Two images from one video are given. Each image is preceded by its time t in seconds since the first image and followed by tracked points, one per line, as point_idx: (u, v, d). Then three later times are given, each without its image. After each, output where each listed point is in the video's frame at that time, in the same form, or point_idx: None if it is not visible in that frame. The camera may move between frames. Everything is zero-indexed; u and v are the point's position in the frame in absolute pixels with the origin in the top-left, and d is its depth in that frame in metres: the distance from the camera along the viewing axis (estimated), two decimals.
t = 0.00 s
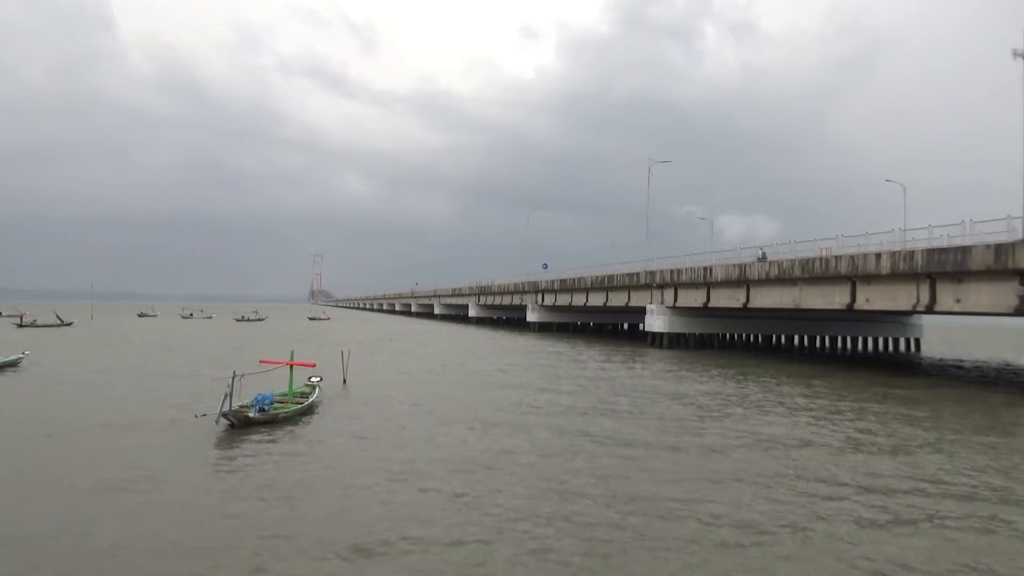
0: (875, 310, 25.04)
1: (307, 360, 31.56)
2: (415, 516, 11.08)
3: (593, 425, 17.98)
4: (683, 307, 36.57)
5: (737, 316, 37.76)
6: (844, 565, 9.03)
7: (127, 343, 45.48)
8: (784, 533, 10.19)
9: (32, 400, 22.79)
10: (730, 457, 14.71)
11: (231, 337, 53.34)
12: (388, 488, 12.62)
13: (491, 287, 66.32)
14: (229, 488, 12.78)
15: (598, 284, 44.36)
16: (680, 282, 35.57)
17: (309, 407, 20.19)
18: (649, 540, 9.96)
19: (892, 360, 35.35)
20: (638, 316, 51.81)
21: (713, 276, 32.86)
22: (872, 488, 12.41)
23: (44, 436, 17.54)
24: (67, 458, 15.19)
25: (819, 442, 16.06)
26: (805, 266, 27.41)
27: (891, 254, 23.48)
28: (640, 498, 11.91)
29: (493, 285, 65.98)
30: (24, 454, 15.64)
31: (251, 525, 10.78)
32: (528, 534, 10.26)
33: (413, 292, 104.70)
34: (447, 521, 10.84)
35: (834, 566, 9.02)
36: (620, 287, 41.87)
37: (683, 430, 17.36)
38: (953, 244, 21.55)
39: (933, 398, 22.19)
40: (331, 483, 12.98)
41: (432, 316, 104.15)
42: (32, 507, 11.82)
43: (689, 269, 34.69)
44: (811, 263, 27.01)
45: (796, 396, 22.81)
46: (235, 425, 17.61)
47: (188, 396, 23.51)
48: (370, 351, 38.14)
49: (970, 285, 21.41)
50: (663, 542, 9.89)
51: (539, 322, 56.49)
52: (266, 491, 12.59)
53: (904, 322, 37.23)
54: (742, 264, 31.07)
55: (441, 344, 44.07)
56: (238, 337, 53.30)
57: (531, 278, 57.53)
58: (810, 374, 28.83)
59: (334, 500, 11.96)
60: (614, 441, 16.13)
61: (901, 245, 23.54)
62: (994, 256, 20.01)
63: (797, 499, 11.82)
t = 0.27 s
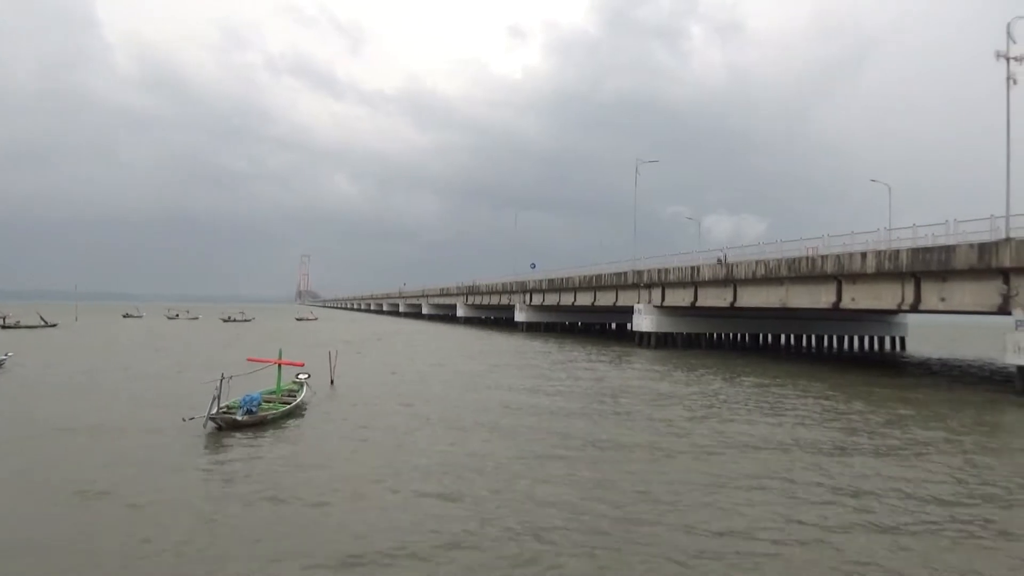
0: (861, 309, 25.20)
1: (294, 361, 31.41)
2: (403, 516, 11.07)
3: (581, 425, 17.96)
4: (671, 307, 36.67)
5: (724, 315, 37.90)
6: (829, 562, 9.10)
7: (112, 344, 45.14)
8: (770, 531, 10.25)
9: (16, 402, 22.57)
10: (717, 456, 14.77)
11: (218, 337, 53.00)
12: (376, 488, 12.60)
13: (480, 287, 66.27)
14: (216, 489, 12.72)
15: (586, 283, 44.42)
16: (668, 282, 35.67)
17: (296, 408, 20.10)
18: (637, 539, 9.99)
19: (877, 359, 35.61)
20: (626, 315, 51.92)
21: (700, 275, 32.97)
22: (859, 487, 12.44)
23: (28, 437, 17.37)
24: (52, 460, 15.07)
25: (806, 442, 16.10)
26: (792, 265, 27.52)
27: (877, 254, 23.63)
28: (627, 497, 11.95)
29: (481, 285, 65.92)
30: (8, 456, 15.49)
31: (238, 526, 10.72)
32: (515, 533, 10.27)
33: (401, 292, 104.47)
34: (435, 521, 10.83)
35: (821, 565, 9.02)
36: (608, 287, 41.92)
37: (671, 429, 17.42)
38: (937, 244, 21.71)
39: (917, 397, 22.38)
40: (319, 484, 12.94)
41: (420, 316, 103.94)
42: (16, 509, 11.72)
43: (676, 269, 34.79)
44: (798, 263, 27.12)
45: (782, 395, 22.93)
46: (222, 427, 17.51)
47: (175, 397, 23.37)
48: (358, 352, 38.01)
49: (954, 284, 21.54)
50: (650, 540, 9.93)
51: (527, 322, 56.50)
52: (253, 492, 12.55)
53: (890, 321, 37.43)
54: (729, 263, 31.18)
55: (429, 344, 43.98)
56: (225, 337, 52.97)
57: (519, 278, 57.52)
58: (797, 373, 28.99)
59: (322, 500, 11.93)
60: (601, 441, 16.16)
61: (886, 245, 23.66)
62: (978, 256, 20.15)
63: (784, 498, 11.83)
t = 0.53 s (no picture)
0: (849, 308, 25.34)
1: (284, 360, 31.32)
2: (394, 515, 11.07)
3: (571, 423, 18.00)
4: (661, 305, 36.77)
5: (714, 314, 38.04)
6: (817, 560, 9.17)
7: (101, 344, 44.88)
8: (759, 528, 10.32)
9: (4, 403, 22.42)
10: (707, 454, 14.84)
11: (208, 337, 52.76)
12: (367, 487, 12.59)
13: (470, 286, 66.25)
14: (206, 490, 12.69)
15: (577, 282, 44.48)
16: (658, 281, 35.77)
17: (287, 407, 20.05)
18: (628, 537, 10.04)
19: (866, 357, 35.84)
20: (616, 314, 52.02)
21: (690, 274, 33.07)
22: (848, 485, 12.53)
23: (17, 439, 17.25)
24: (40, 461, 14.98)
25: (795, 440, 16.19)
26: (781, 264, 27.65)
27: (865, 253, 23.77)
28: (618, 495, 11.99)
29: (472, 284, 65.90)
30: None
31: (229, 526, 10.70)
32: (506, 532, 10.29)
33: (391, 291, 104.32)
34: (426, 520, 10.84)
35: (812, 563, 9.08)
36: (598, 286, 41.99)
37: (661, 427, 17.49)
38: (924, 243, 21.86)
39: (905, 394, 22.53)
40: (310, 483, 12.93)
41: (411, 315, 103.81)
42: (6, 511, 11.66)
43: (666, 268, 34.89)
44: (787, 262, 27.27)
45: (772, 393, 23.05)
46: (214, 428, 17.45)
47: (164, 398, 23.26)
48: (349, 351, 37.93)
49: (941, 282, 21.69)
50: (641, 538, 9.98)
51: (518, 321, 56.53)
52: (244, 492, 12.52)
53: (878, 320, 37.68)
54: (719, 263, 31.29)
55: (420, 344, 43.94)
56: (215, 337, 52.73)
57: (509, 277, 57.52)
58: (786, 371, 29.14)
59: (313, 500, 11.92)
60: (592, 439, 16.20)
61: (875, 244, 23.81)
62: (965, 255, 20.30)
63: (773, 496, 11.90)
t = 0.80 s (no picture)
0: (835, 308, 25.50)
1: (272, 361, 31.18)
2: (382, 515, 11.05)
3: (559, 423, 18.00)
4: (649, 305, 36.87)
5: (702, 313, 38.17)
6: (804, 557, 9.22)
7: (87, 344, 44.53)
8: (746, 527, 10.37)
9: None
10: (695, 454, 14.89)
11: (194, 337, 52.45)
12: (355, 487, 12.56)
13: (459, 286, 66.21)
14: (193, 490, 12.62)
15: (565, 282, 44.53)
16: (646, 281, 35.88)
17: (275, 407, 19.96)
18: (615, 536, 10.06)
19: (852, 356, 36.07)
20: (604, 314, 52.12)
21: (678, 274, 33.17)
22: (835, 484, 12.58)
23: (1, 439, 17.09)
24: (25, 462, 14.85)
25: (782, 439, 16.25)
26: (768, 264, 27.80)
27: (851, 252, 23.93)
28: (605, 495, 12.01)
29: (460, 284, 65.86)
30: None
31: (216, 526, 10.65)
32: (494, 532, 10.28)
33: (380, 291, 104.12)
34: (414, 520, 10.82)
35: (801, 562, 9.09)
36: (587, 286, 42.06)
37: (649, 427, 17.54)
38: (909, 243, 22.03)
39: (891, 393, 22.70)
40: (297, 483, 12.88)
41: (399, 315, 103.62)
42: None
43: (654, 267, 34.99)
44: (774, 262, 27.40)
45: (759, 393, 23.17)
46: (201, 428, 17.34)
47: (150, 398, 23.11)
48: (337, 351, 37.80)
49: (926, 282, 21.86)
50: (628, 537, 10.00)
51: (507, 320, 56.54)
52: (231, 492, 12.46)
53: (864, 319, 37.95)
54: (707, 262, 31.40)
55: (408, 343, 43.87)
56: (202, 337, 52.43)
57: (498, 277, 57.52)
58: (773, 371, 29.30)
59: (301, 500, 11.88)
60: (580, 439, 16.22)
61: (861, 244, 23.96)
62: (950, 254, 20.47)
63: (760, 495, 11.96)
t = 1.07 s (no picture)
0: (822, 307, 25.61)
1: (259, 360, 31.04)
2: (369, 514, 11.02)
3: (547, 423, 18.00)
4: (637, 305, 36.94)
5: (690, 313, 38.27)
6: (790, 555, 9.28)
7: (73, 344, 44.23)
8: (734, 527, 10.39)
9: None
10: (682, 453, 14.92)
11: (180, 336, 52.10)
12: (343, 486, 12.54)
13: (448, 286, 66.18)
14: (180, 490, 12.55)
15: (554, 282, 44.57)
16: (634, 280, 35.96)
17: (262, 406, 19.85)
18: (603, 536, 10.07)
19: (839, 355, 36.27)
20: (593, 313, 52.20)
21: (667, 274, 33.26)
22: (822, 483, 12.63)
23: None
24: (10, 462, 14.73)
25: (769, 438, 16.33)
26: (756, 263, 27.92)
27: (838, 252, 24.08)
28: (594, 494, 12.04)
29: (449, 283, 65.83)
30: None
31: (204, 526, 10.59)
32: (482, 531, 10.29)
33: (368, 290, 103.91)
34: (402, 519, 10.81)
35: (786, 560, 9.16)
36: (575, 285, 42.10)
37: (636, 426, 17.57)
38: (895, 243, 22.18)
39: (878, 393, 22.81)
40: (286, 483, 12.83)
41: (388, 314, 103.45)
42: None
43: (643, 267, 35.07)
44: (762, 262, 27.52)
45: (746, 392, 23.26)
46: (189, 426, 17.24)
47: (136, 398, 22.95)
48: (325, 351, 37.64)
49: (912, 282, 22.00)
50: (615, 537, 10.01)
51: (495, 320, 56.54)
52: (219, 491, 12.41)
53: (850, 319, 38.20)
54: (695, 262, 31.50)
55: (396, 342, 43.79)
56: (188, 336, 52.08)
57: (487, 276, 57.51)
58: (761, 370, 29.41)
59: (288, 499, 11.85)
60: (569, 439, 16.22)
61: (847, 244, 24.10)
62: (935, 254, 20.63)
63: (747, 493, 12.02)
